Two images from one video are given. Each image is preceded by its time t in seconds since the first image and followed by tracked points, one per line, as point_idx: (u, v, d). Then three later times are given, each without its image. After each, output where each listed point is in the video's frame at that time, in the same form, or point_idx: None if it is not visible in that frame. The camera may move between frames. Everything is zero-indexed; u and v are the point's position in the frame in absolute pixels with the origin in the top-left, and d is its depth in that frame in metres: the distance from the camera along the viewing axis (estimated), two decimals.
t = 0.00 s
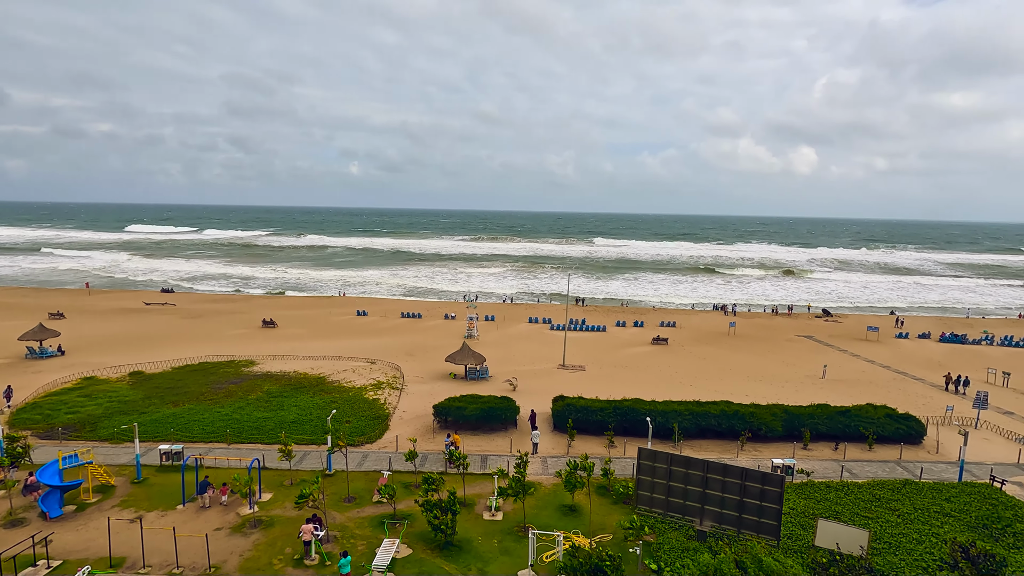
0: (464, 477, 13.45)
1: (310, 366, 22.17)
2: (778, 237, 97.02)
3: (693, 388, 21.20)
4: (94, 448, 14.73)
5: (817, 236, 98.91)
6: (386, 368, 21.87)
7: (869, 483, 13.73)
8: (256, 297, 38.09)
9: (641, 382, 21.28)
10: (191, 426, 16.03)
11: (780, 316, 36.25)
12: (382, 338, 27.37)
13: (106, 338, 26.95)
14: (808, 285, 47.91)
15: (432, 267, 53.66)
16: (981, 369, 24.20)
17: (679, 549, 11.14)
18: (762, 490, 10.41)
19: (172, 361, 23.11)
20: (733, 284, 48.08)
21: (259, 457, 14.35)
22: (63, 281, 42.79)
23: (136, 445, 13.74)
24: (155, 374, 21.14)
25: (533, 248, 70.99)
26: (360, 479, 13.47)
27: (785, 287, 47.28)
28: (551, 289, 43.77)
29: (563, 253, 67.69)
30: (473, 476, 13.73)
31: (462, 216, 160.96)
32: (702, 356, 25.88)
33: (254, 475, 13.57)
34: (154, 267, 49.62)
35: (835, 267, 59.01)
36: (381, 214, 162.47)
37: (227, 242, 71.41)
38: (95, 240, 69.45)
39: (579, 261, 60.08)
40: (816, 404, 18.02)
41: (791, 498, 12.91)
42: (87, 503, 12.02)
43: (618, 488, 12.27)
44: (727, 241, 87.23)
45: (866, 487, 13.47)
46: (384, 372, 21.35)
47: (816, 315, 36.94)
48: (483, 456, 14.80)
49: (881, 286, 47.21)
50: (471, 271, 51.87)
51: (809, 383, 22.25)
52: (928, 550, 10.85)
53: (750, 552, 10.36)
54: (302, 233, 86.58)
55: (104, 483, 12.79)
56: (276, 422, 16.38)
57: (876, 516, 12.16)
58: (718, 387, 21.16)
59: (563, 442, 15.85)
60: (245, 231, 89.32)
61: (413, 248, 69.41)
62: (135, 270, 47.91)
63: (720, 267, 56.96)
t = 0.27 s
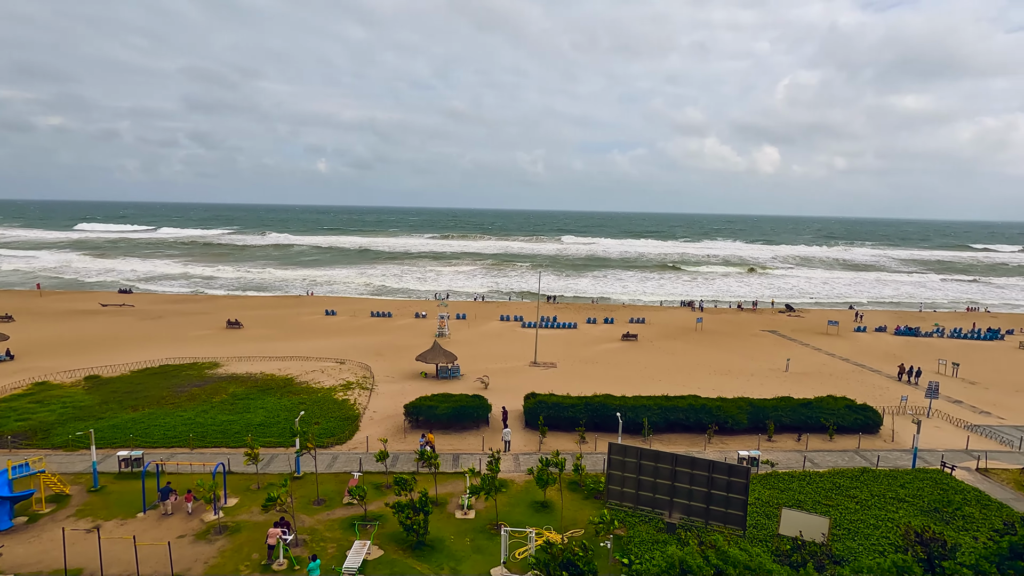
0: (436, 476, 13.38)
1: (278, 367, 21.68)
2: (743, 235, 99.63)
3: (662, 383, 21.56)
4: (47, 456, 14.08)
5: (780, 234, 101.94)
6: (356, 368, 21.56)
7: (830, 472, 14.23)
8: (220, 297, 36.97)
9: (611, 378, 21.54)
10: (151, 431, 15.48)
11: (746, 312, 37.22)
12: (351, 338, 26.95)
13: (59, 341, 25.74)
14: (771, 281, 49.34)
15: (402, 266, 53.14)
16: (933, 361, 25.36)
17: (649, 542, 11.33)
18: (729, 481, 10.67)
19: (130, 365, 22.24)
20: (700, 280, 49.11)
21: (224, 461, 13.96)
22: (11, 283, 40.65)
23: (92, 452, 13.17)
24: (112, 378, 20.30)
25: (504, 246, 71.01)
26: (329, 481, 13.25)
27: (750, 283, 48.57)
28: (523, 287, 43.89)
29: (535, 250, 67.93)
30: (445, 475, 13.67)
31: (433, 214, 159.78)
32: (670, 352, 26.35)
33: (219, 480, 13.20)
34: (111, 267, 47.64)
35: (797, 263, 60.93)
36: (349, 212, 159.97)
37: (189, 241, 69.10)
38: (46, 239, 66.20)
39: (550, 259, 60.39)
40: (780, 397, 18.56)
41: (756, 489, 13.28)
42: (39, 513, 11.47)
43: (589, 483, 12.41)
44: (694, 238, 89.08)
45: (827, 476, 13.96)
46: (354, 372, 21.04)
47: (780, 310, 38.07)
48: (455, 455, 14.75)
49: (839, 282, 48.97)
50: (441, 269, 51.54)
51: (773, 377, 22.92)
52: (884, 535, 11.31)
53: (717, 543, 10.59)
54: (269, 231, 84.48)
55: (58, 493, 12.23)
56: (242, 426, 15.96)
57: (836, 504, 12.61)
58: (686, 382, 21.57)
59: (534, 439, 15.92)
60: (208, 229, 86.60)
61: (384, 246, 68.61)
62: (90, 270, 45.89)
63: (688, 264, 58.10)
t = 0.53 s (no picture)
0: (409, 476, 13.28)
1: (245, 369, 21.14)
2: (710, 232, 101.87)
3: (632, 378, 21.88)
4: None
5: (746, 232, 104.57)
6: (326, 369, 21.20)
7: (793, 462, 14.71)
8: (182, 298, 35.82)
9: (583, 375, 21.76)
10: (111, 437, 14.91)
11: (714, 308, 38.05)
12: (321, 338, 26.50)
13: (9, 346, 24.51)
14: (738, 277, 50.58)
15: (373, 264, 52.48)
16: (890, 353, 26.42)
17: (620, 535, 11.49)
18: (698, 474, 10.91)
19: (87, 369, 21.36)
20: (670, 277, 49.95)
21: (188, 466, 13.56)
22: None
23: (46, 459, 12.61)
24: (67, 383, 19.47)
25: (477, 244, 70.86)
26: (299, 484, 13.01)
27: (717, 279, 49.69)
28: (495, 285, 43.91)
29: (507, 248, 68.02)
30: (417, 475, 13.59)
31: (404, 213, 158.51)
32: (641, 348, 26.75)
33: (183, 486, 12.82)
34: (66, 268, 45.60)
35: (761, 260, 62.63)
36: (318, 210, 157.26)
37: (149, 240, 66.70)
38: None
39: (523, 257, 60.52)
40: (746, 390, 19.04)
41: (725, 481, 13.59)
42: None
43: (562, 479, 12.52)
44: (664, 236, 90.66)
45: (791, 467, 14.41)
46: (324, 373, 20.69)
47: (746, 306, 39.06)
48: (427, 455, 14.67)
49: (802, 278, 50.53)
50: (413, 268, 51.10)
51: (740, 371, 23.52)
52: (845, 522, 11.74)
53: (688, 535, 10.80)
54: (234, 230, 82.20)
55: (10, 504, 11.68)
56: (207, 429, 15.53)
57: (800, 493, 13.02)
58: (657, 377, 21.94)
59: (507, 436, 15.96)
60: (170, 228, 83.81)
61: (354, 245, 67.66)
62: (42, 271, 43.82)
63: (658, 262, 59.06)
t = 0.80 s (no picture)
0: (383, 477, 13.16)
1: (212, 371, 20.62)
2: (682, 230, 103.70)
3: (606, 375, 22.12)
4: None
5: (716, 230, 106.78)
6: (297, 370, 20.83)
7: (761, 454, 15.09)
8: (146, 300, 34.72)
9: (557, 372, 21.90)
10: (70, 445, 14.36)
11: (685, 304, 38.75)
12: (292, 339, 26.01)
13: None
14: (708, 274, 51.61)
15: (345, 264, 51.76)
16: (853, 347, 27.34)
17: (595, 530, 11.61)
18: (670, 467, 11.08)
19: (44, 373, 20.52)
20: (642, 275, 50.65)
21: (153, 472, 13.15)
22: None
23: None
24: (22, 389, 18.67)
25: (451, 243, 70.49)
26: (270, 487, 12.76)
27: (688, 276, 50.62)
28: (469, 284, 43.83)
29: (482, 247, 67.94)
30: (391, 476, 13.48)
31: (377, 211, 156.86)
32: (614, 345, 27.06)
33: (148, 493, 12.42)
34: (20, 269, 43.69)
35: (730, 257, 64.05)
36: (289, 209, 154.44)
37: (110, 240, 64.44)
38: None
39: (497, 255, 60.53)
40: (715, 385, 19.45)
41: (696, 474, 13.85)
42: None
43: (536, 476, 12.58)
44: (636, 234, 91.88)
45: (758, 459, 14.79)
46: (295, 374, 20.33)
47: (716, 302, 39.89)
48: (401, 455, 14.55)
49: (770, 274, 51.86)
50: (386, 266, 50.62)
51: (710, 366, 24.01)
52: (811, 511, 12.11)
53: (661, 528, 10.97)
54: (200, 230, 80.03)
55: None
56: (173, 434, 15.09)
57: (767, 484, 13.38)
58: (629, 373, 22.23)
59: (482, 435, 15.95)
60: (133, 227, 81.12)
61: (326, 244, 66.62)
62: None
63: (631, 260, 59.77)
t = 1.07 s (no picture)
0: (357, 479, 13.02)
1: (178, 374, 20.04)
2: (654, 228, 105.18)
3: (580, 372, 22.29)
4: None
5: (687, 227, 108.58)
6: (268, 372, 20.41)
7: (732, 448, 15.43)
8: (107, 301, 33.50)
9: (532, 370, 21.99)
10: (27, 453, 13.78)
11: (658, 301, 39.31)
12: (262, 340, 25.47)
13: None
14: (680, 271, 52.47)
15: (317, 263, 50.90)
16: (819, 341, 28.16)
17: (570, 526, 11.71)
18: (644, 462, 11.24)
19: None
20: (616, 273, 51.19)
21: (117, 479, 12.73)
22: None
23: None
24: None
25: (425, 241, 69.98)
26: (240, 492, 12.48)
27: (661, 273, 51.37)
28: (443, 282, 43.61)
29: (457, 245, 67.70)
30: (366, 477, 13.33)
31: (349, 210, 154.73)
32: (588, 342, 27.29)
33: (111, 501, 12.01)
34: None
35: (701, 255, 65.22)
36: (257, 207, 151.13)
37: (69, 240, 61.97)
38: None
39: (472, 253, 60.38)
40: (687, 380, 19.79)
41: (669, 468, 14.08)
42: None
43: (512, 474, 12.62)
44: (610, 232, 92.78)
45: (728, 452, 15.10)
46: (266, 376, 19.92)
47: (688, 299, 40.59)
48: (376, 456, 14.42)
49: (739, 271, 53.01)
50: (359, 266, 49.98)
51: (682, 361, 24.43)
52: (780, 501, 12.46)
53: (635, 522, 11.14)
54: (165, 229, 77.58)
55: None
56: (138, 440, 14.63)
57: (738, 476, 13.69)
58: (603, 370, 22.46)
59: (458, 434, 15.92)
60: (93, 226, 78.15)
61: (298, 243, 65.39)
62: None
63: (605, 258, 60.33)
